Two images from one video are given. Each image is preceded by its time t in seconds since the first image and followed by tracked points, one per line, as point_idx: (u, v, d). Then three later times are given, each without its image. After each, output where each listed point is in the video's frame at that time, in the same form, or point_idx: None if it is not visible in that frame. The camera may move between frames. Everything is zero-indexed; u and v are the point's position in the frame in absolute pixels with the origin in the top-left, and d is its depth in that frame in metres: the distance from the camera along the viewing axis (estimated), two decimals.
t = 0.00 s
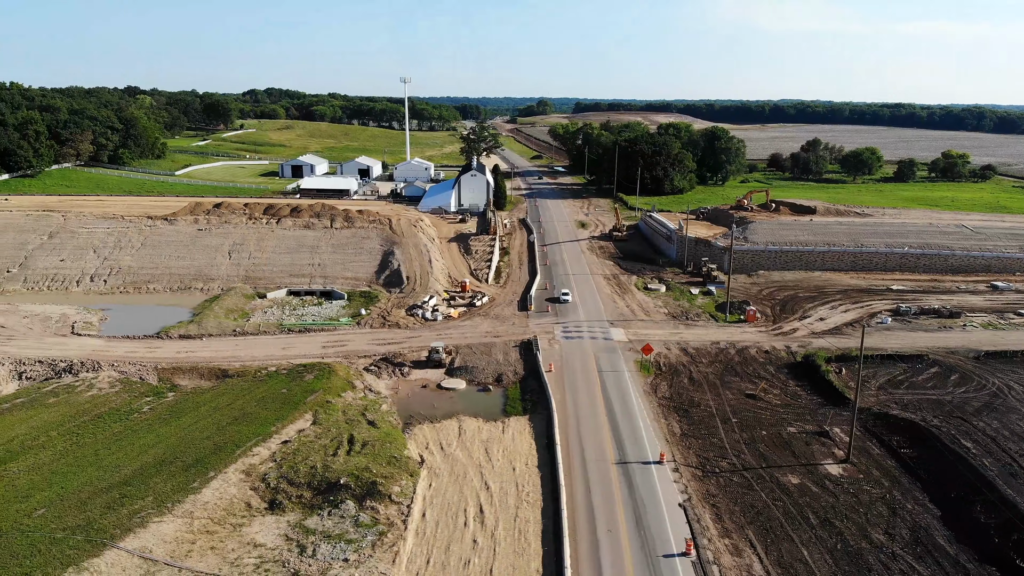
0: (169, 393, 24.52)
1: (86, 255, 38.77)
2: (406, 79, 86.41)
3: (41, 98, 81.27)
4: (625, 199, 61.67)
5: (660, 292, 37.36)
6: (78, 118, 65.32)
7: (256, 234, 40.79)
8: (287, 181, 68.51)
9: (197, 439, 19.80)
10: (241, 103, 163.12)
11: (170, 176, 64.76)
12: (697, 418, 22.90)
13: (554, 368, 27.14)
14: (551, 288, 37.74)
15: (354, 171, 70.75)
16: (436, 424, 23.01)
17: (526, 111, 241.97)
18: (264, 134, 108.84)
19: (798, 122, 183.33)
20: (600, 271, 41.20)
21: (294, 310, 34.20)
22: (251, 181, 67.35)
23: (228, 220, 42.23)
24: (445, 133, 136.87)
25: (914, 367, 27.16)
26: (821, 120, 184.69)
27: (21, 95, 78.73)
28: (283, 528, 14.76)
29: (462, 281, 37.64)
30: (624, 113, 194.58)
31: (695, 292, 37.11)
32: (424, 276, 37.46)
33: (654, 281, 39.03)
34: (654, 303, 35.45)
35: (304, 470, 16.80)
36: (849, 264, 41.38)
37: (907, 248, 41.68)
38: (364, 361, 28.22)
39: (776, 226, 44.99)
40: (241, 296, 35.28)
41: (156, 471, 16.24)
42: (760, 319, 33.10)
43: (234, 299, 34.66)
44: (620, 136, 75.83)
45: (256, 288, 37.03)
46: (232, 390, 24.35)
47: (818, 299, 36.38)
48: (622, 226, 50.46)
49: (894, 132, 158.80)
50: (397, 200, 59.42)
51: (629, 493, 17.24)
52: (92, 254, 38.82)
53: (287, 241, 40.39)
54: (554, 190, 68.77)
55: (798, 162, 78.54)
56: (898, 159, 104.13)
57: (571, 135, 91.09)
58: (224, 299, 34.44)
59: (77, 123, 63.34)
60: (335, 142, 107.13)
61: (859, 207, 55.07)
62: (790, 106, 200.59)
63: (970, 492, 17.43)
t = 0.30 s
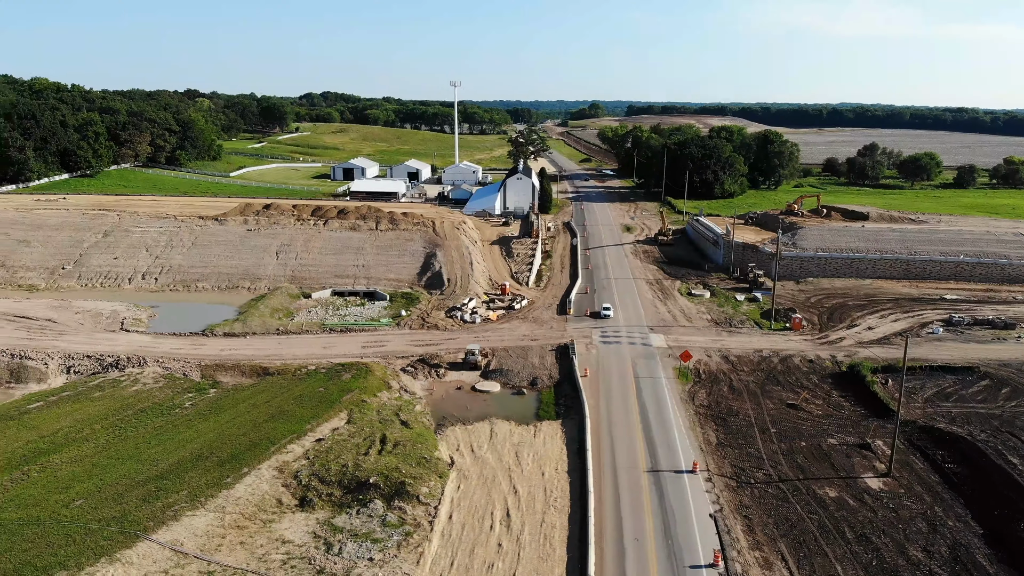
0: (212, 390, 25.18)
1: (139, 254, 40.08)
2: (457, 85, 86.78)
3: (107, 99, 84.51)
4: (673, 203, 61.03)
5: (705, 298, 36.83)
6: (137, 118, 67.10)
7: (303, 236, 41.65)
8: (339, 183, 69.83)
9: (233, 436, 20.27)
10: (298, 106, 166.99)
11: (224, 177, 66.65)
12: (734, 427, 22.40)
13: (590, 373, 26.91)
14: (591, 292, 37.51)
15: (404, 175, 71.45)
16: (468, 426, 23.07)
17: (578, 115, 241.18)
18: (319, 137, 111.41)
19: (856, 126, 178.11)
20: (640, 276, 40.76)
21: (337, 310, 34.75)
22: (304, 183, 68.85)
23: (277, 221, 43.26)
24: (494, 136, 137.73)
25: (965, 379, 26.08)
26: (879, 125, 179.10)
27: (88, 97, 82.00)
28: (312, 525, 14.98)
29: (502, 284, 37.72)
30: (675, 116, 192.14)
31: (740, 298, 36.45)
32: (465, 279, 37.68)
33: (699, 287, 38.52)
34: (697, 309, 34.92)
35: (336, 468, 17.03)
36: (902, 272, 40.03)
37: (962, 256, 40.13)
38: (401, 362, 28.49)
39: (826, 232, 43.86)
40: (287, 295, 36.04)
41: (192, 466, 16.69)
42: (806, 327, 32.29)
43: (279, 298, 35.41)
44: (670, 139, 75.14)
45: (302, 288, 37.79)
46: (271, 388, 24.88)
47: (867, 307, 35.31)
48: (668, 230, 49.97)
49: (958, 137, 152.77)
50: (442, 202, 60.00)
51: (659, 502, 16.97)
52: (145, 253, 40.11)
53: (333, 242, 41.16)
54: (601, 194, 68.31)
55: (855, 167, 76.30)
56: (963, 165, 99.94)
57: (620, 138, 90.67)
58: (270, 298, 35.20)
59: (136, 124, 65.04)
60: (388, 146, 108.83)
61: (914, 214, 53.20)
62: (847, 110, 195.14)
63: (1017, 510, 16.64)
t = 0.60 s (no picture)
0: (258, 386, 25.86)
1: (195, 253, 41.48)
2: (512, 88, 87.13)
3: (174, 102, 87.76)
4: (728, 207, 59.93)
5: (756, 305, 36.07)
6: (199, 122, 68.89)
7: (354, 237, 42.47)
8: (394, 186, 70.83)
9: (274, 432, 20.80)
10: (358, 110, 170.67)
11: (283, 179, 68.46)
12: (777, 437, 21.80)
13: (630, 379, 26.57)
14: (635, 297, 37.10)
15: (457, 178, 71.99)
16: (505, 430, 23.09)
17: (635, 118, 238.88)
18: (377, 141, 113.49)
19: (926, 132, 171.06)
20: (686, 282, 40.10)
21: (383, 310, 35.26)
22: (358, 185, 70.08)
23: (330, 222, 44.22)
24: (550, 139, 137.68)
25: None
26: (950, 130, 171.63)
27: (156, 99, 85.28)
28: (344, 523, 15.23)
29: (547, 287, 37.68)
30: (734, 120, 188.31)
31: (792, 306, 35.55)
32: (510, 282, 37.79)
33: (749, 294, 37.74)
34: (746, 317, 34.17)
35: (371, 467, 17.29)
36: (962, 282, 38.34)
37: None
38: (442, 363, 28.71)
39: (884, 239, 42.35)
40: (336, 295, 36.74)
41: (232, 461, 17.20)
42: (859, 337, 31.24)
43: (329, 298, 36.15)
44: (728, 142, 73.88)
45: (351, 289, 38.50)
46: (314, 386, 25.42)
47: (924, 317, 33.96)
48: (722, 235, 49.15)
49: None
50: (492, 205, 60.29)
51: (693, 512, 16.65)
52: (201, 253, 41.49)
53: (383, 244, 41.85)
54: (654, 198, 67.41)
55: (920, 173, 73.54)
56: None
57: (676, 142, 89.57)
58: (319, 298, 35.95)
59: (198, 126, 66.79)
60: (444, 150, 109.94)
61: (979, 222, 50.83)
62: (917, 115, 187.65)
63: None
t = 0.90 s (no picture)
0: (303, 384, 26.48)
1: (252, 253, 42.76)
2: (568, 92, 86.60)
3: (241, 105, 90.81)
4: (786, 212, 58.69)
5: (810, 313, 35.18)
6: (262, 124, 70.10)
7: (405, 240, 43.14)
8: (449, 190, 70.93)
9: (314, 429, 21.29)
10: (419, 114, 172.96)
11: (342, 182, 69.89)
12: (822, 448, 21.12)
13: (673, 387, 26.08)
14: (682, 303, 36.55)
15: (511, 182, 72.31)
16: (542, 434, 23.01)
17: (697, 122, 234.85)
18: (436, 145, 115.00)
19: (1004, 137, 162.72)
20: (735, 289, 39.28)
21: (430, 312, 35.64)
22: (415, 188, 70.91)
23: (383, 225, 45.05)
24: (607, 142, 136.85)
25: None
26: None
27: (224, 102, 88.34)
28: (377, 521, 15.45)
29: (594, 292, 37.50)
30: (798, 124, 182.97)
31: (848, 315, 34.50)
32: (556, 286, 37.75)
33: (804, 302, 36.83)
34: (799, 325, 33.31)
35: (406, 467, 17.52)
36: None
37: None
38: (484, 366, 28.81)
39: (947, 247, 40.60)
40: (385, 296, 37.35)
41: (273, 457, 17.71)
42: (915, 349, 30.06)
43: (378, 299, 36.77)
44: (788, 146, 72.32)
45: (400, 290, 39.10)
46: (358, 384, 25.91)
47: (987, 330, 32.41)
48: (779, 241, 48.14)
49: None
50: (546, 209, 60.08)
51: (729, 523, 16.31)
52: (257, 253, 42.75)
53: (433, 247, 42.40)
54: (710, 203, 66.09)
55: (989, 181, 70.45)
56: None
57: (735, 146, 87.99)
58: (369, 299, 36.60)
59: (260, 129, 67.80)
60: (501, 153, 110.53)
61: None
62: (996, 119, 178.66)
63: None
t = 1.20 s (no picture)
0: (347, 382, 26.99)
1: (306, 254, 43.90)
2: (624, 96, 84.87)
3: (305, 109, 93.32)
4: (847, 219, 56.99)
5: (866, 322, 34.10)
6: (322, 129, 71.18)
7: (455, 243, 43.64)
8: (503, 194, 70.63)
9: (353, 428, 21.73)
10: (478, 119, 173.87)
11: (399, 185, 70.58)
12: (869, 462, 20.40)
13: (717, 397, 25.43)
14: (729, 311, 35.87)
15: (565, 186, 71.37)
16: (580, 440, 22.82)
17: (762, 125, 228.97)
18: (493, 149, 115.67)
19: None
20: (789, 297, 38.40)
21: (476, 314, 35.90)
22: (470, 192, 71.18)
23: (434, 228, 45.67)
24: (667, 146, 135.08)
25: None
26: None
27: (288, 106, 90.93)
28: (410, 521, 15.66)
29: (642, 297, 37.21)
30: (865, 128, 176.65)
31: (906, 326, 33.29)
32: (603, 291, 37.55)
33: (861, 311, 35.71)
34: (853, 335, 32.29)
35: (441, 468, 17.73)
36: None
37: None
38: (525, 369, 28.82)
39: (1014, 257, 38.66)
40: (433, 298, 37.82)
41: (312, 454, 18.18)
42: (975, 362, 28.78)
43: (426, 301, 37.25)
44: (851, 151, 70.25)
45: (448, 292, 39.53)
46: (399, 384, 26.31)
47: None
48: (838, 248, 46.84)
49: None
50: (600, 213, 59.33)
51: (766, 536, 15.96)
52: (312, 254, 43.86)
53: (482, 250, 42.78)
54: (769, 208, 64.70)
55: None
56: None
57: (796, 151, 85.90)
58: (418, 300, 37.14)
59: (321, 134, 69.19)
60: (558, 157, 110.33)
61: None
62: None
63: None
